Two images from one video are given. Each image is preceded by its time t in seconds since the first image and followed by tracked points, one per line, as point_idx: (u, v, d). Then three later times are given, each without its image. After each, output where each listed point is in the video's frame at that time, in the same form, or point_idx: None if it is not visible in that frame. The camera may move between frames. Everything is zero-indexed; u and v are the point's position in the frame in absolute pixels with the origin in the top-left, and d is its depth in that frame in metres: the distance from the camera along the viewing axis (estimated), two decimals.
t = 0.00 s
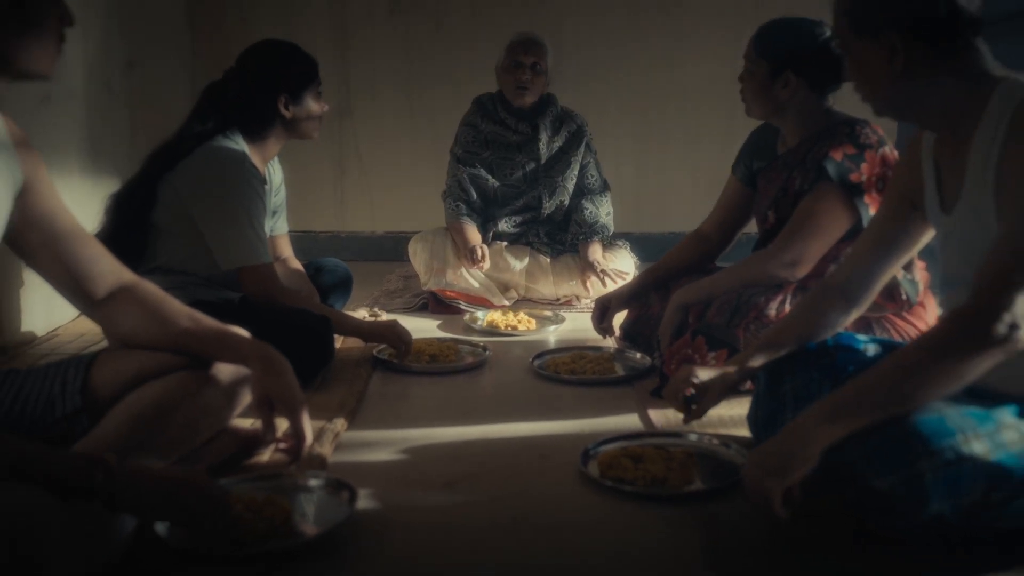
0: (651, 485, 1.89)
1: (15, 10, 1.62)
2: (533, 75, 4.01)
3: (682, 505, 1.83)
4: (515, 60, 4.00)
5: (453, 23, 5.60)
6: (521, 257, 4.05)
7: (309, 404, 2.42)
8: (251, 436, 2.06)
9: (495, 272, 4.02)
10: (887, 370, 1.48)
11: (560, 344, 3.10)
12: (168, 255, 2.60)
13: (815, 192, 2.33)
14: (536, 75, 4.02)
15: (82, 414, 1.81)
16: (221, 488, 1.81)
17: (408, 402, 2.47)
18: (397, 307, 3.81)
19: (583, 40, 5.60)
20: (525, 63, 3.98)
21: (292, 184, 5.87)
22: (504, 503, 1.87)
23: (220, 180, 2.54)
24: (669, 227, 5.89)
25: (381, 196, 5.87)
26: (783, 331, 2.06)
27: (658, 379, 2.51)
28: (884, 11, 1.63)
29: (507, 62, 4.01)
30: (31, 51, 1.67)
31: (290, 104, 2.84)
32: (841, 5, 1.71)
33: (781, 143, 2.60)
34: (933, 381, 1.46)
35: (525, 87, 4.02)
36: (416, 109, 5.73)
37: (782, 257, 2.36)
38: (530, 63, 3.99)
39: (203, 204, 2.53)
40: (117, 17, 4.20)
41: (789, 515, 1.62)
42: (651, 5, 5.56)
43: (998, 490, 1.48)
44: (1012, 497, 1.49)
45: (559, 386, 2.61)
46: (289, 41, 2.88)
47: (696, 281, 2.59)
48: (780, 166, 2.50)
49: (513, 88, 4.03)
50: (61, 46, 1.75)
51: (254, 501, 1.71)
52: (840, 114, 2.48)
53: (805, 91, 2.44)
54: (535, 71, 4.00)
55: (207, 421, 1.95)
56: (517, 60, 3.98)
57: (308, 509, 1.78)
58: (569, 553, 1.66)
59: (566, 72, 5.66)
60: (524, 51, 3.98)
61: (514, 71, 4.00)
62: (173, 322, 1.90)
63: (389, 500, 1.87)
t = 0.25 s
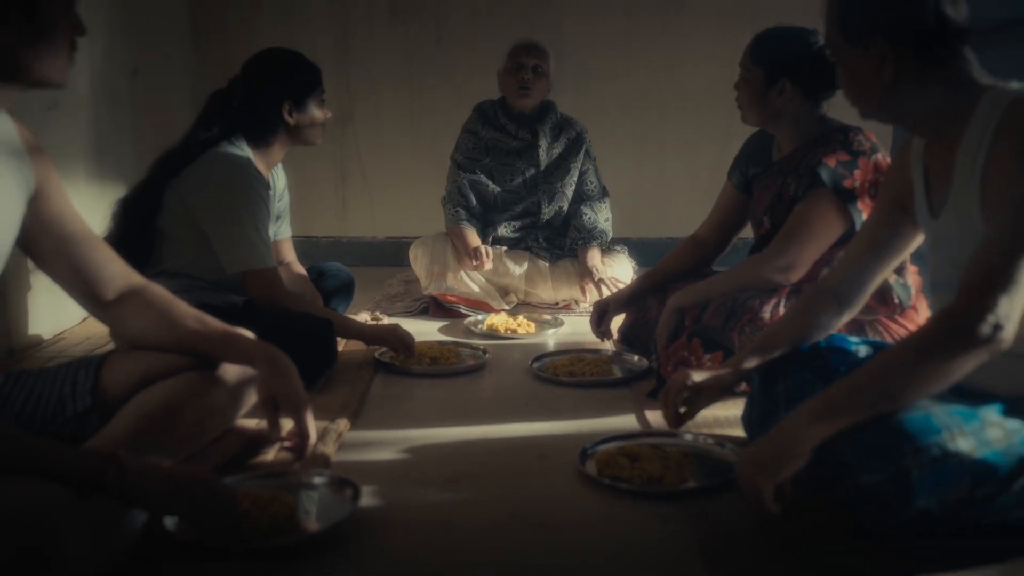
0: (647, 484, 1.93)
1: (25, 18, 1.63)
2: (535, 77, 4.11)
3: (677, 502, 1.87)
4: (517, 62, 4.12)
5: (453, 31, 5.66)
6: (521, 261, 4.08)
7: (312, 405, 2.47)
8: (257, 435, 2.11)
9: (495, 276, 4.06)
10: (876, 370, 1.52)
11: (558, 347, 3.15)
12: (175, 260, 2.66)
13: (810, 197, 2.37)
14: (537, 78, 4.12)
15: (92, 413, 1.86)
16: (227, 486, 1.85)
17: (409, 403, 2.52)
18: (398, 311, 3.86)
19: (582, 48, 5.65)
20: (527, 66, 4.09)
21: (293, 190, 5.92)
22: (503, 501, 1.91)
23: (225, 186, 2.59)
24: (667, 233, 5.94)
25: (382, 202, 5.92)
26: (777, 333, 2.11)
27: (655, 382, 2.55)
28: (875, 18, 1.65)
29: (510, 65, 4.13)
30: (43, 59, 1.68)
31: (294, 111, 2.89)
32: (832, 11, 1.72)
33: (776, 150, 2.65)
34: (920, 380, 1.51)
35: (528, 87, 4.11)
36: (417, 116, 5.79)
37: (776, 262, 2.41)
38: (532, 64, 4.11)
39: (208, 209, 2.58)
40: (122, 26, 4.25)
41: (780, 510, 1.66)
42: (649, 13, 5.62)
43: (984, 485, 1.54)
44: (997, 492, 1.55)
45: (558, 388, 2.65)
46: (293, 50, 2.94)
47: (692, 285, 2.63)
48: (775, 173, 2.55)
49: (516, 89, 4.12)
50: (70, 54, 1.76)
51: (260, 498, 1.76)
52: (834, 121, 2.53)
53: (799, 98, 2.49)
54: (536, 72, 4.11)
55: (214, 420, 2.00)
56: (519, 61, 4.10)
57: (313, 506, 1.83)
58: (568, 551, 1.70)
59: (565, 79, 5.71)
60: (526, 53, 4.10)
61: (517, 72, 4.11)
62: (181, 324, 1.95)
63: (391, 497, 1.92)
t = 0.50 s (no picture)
0: (643, 481, 1.98)
1: (43, 27, 1.64)
2: (545, 80, 4.10)
3: (672, 499, 1.92)
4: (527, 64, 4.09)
5: (454, 38, 5.72)
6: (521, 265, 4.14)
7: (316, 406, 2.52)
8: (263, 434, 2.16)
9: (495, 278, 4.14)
10: (865, 368, 1.58)
11: (557, 350, 3.20)
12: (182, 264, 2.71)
13: (804, 203, 2.42)
14: (547, 81, 4.11)
15: (103, 412, 1.91)
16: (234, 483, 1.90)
17: (410, 404, 2.57)
18: (399, 315, 3.91)
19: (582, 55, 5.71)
20: (537, 69, 4.07)
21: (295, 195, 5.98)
22: (502, 498, 1.96)
23: (230, 192, 2.65)
24: (665, 238, 5.99)
25: (383, 207, 5.98)
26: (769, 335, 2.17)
27: (653, 383, 2.61)
28: (863, 29, 1.70)
29: (519, 67, 4.11)
30: (58, 68, 1.70)
31: (298, 118, 2.95)
32: (821, 24, 1.78)
33: (770, 156, 2.71)
34: (907, 379, 1.56)
35: (538, 90, 4.10)
36: (418, 122, 5.85)
37: (771, 266, 2.46)
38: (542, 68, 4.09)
39: (214, 215, 2.64)
40: (128, 34, 4.31)
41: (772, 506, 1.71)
42: (648, 21, 5.69)
43: (969, 480, 1.59)
44: (982, 487, 1.60)
45: (557, 390, 2.70)
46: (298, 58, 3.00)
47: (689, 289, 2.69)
48: (770, 179, 2.60)
49: (525, 91, 4.11)
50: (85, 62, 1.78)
51: (267, 494, 1.81)
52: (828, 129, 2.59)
53: (795, 105, 2.54)
54: (547, 75, 4.10)
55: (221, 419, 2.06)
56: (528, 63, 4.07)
57: (318, 503, 1.87)
58: (568, 551, 1.71)
59: (564, 86, 5.78)
60: (536, 56, 4.07)
61: (526, 76, 4.09)
62: (189, 325, 2.00)
63: (394, 495, 1.96)
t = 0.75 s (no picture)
0: (639, 480, 2.03)
1: (56, 38, 1.67)
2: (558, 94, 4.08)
3: (668, 497, 1.97)
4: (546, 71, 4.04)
5: (455, 47, 5.79)
6: (521, 266, 4.22)
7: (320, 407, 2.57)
8: (268, 435, 2.22)
9: (496, 282, 4.20)
10: (854, 369, 1.63)
11: (556, 354, 3.25)
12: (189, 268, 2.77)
13: (798, 209, 2.48)
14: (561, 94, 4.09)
15: (113, 412, 1.97)
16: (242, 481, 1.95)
17: (412, 407, 2.62)
18: (401, 320, 3.96)
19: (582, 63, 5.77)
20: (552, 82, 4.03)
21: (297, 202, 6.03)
22: (502, 497, 2.01)
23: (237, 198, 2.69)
24: (664, 244, 6.05)
25: (384, 214, 6.04)
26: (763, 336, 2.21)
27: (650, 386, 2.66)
28: (852, 41, 1.76)
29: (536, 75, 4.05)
30: (71, 78, 1.73)
31: (302, 126, 3.00)
32: (813, 36, 1.84)
33: (765, 163, 2.76)
34: (894, 379, 1.61)
35: (556, 99, 4.09)
36: (418, 130, 5.91)
37: (765, 271, 2.52)
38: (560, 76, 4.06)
39: (220, 221, 2.69)
40: (134, 44, 4.38)
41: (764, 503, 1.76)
42: (646, 30, 5.75)
43: (954, 478, 1.64)
44: (967, 485, 1.65)
45: (556, 392, 2.75)
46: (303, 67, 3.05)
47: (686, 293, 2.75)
48: (766, 186, 2.66)
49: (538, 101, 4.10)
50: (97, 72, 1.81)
51: (273, 492, 1.86)
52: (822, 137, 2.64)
53: (790, 113, 2.60)
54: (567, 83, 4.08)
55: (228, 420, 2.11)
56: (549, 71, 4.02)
57: (323, 500, 1.93)
58: (569, 552, 1.75)
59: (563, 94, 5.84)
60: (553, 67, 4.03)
61: (546, 84, 4.04)
62: (198, 328, 2.06)
63: (397, 493, 2.01)
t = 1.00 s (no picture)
0: (635, 480, 2.08)
1: (72, 49, 1.72)
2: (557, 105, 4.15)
3: (663, 496, 2.03)
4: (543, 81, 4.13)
5: (456, 57, 5.86)
6: (520, 272, 4.29)
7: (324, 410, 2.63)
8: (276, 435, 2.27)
9: (496, 288, 4.28)
10: (843, 370, 1.69)
11: (555, 359, 3.31)
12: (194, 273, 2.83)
13: (792, 216, 2.54)
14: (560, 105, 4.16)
15: (123, 413, 2.01)
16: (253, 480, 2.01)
17: (413, 410, 2.67)
18: (402, 325, 4.02)
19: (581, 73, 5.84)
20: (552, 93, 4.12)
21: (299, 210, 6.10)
22: (502, 496, 2.06)
23: (242, 206, 2.75)
24: (662, 252, 6.11)
25: (385, 221, 6.10)
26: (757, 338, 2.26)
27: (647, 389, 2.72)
28: (840, 54, 1.82)
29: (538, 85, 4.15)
30: (86, 88, 1.78)
31: (305, 135, 3.07)
32: (804, 50, 1.90)
33: (760, 172, 2.83)
34: (881, 379, 1.67)
35: (547, 109, 4.15)
36: (419, 139, 5.98)
37: (760, 276, 2.58)
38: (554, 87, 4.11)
39: (226, 228, 2.75)
40: (140, 55, 4.45)
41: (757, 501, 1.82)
42: (645, 40, 5.82)
43: (940, 476, 1.70)
44: (952, 483, 1.71)
45: (554, 396, 2.80)
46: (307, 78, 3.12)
47: (682, 298, 2.82)
48: (761, 195, 2.72)
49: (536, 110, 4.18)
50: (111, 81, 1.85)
51: (280, 491, 1.91)
52: (816, 146, 2.70)
53: (785, 123, 2.66)
54: (559, 94, 4.12)
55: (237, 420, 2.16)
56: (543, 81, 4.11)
57: (328, 498, 1.98)
58: (567, 550, 1.80)
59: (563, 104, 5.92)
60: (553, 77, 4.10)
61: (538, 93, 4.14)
62: (206, 331, 2.11)
63: (400, 492, 2.07)
